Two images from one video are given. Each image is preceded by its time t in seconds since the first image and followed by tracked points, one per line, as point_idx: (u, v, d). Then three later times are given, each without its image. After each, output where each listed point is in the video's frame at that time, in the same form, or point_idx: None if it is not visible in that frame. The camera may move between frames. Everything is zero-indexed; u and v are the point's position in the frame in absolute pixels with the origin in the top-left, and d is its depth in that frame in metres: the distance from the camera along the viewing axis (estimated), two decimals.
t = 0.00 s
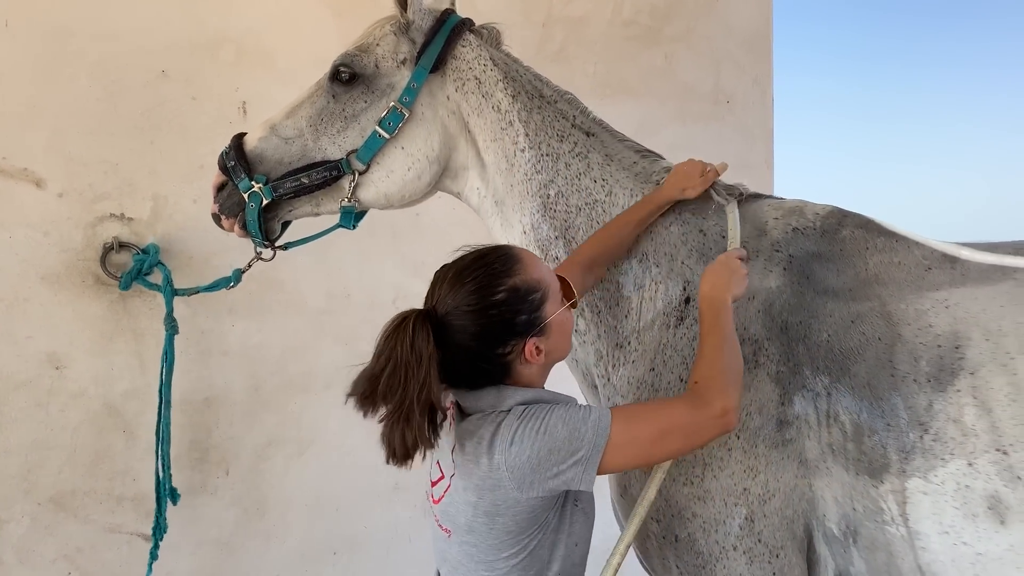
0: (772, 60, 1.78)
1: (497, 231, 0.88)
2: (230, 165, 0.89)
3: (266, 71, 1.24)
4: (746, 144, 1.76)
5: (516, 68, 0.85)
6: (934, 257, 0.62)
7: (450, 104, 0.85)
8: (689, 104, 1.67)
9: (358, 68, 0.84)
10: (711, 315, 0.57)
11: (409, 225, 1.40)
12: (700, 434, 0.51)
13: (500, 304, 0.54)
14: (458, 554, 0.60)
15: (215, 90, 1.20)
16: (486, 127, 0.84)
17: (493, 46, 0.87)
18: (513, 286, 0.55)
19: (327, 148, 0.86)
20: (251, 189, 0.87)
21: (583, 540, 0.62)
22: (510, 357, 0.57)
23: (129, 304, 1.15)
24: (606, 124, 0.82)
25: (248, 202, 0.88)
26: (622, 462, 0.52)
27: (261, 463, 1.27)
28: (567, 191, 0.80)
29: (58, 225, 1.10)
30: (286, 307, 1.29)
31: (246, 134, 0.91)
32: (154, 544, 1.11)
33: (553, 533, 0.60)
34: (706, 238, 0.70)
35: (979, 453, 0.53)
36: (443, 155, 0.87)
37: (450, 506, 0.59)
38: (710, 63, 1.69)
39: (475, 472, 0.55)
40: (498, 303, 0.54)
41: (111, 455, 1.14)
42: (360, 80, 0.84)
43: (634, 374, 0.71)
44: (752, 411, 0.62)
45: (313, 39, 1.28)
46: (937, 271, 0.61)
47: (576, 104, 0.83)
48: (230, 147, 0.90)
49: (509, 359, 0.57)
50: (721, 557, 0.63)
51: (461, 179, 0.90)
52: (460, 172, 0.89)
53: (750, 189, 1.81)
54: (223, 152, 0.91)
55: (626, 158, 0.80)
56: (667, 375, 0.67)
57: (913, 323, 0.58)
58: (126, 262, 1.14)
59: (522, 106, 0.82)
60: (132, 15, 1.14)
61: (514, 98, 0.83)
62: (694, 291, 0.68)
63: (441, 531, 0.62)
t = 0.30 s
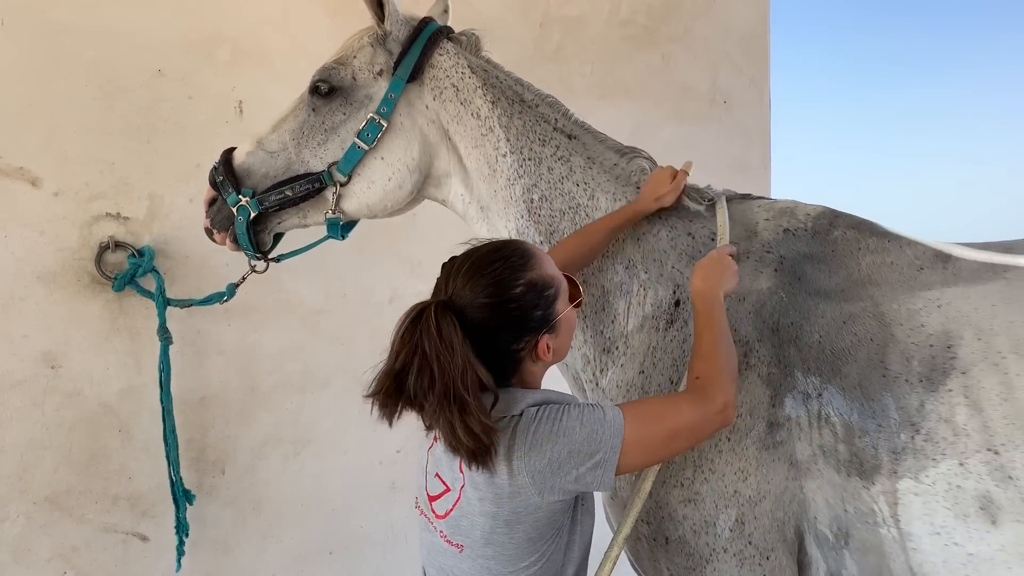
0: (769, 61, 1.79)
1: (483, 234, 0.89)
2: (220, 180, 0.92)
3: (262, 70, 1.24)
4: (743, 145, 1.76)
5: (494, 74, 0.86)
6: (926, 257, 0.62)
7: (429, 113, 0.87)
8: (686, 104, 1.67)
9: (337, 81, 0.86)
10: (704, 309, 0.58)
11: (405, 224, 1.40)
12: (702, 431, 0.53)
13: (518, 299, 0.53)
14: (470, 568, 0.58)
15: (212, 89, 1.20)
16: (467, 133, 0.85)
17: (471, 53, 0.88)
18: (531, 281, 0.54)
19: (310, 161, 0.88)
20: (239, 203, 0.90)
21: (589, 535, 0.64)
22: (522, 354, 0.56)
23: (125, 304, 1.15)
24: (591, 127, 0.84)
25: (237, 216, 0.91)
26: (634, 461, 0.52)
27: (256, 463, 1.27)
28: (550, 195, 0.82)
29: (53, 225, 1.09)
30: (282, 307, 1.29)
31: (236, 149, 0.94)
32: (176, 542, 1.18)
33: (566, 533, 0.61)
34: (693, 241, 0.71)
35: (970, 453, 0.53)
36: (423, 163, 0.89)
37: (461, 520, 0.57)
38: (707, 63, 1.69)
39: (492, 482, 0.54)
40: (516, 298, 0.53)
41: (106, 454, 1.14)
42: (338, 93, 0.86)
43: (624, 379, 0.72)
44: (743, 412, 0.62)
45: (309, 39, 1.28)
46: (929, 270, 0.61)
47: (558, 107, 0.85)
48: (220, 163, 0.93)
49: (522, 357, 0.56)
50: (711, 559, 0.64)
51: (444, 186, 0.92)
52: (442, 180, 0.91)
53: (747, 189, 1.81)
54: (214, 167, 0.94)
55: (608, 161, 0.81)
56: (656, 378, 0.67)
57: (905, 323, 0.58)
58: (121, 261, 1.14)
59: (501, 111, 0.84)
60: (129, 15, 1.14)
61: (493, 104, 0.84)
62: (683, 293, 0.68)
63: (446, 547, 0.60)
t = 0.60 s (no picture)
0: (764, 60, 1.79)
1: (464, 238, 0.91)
2: (215, 212, 0.96)
3: (257, 68, 1.24)
4: (738, 143, 1.76)
5: (465, 81, 0.88)
6: (913, 254, 0.62)
7: (400, 126, 0.88)
8: (682, 103, 1.67)
9: (309, 104, 0.88)
10: (677, 305, 0.61)
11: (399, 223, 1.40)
12: (666, 427, 0.55)
13: (468, 301, 0.54)
14: (430, 544, 0.62)
15: (207, 87, 1.20)
16: (442, 140, 0.86)
17: (441, 64, 0.90)
18: (479, 280, 0.55)
19: (291, 184, 0.91)
20: (232, 231, 0.94)
21: (553, 527, 0.65)
22: (484, 351, 0.57)
23: (120, 301, 1.15)
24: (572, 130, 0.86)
25: (231, 244, 0.95)
26: (588, 452, 0.54)
27: (251, 461, 1.27)
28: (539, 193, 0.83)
29: (48, 222, 1.09)
30: (276, 305, 1.29)
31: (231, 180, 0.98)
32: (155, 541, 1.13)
33: (525, 524, 0.62)
34: (680, 238, 0.71)
35: (963, 450, 0.53)
36: (399, 175, 0.90)
37: (422, 498, 0.61)
38: (703, 62, 1.69)
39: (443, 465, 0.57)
40: (466, 300, 0.54)
41: (101, 452, 1.14)
42: (312, 116, 0.89)
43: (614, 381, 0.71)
44: (732, 413, 0.62)
45: (304, 38, 1.29)
46: (916, 267, 0.61)
47: (535, 112, 0.88)
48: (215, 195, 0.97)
49: (483, 354, 0.57)
50: (701, 562, 0.64)
51: (424, 196, 0.93)
52: (420, 190, 0.93)
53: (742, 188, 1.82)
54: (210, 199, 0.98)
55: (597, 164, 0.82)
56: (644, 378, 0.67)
57: (895, 320, 0.59)
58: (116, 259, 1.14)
59: (476, 116, 0.85)
60: (124, 12, 1.14)
61: (467, 110, 0.85)
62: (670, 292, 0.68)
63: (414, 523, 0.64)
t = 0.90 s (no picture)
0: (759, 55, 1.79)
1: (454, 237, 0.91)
2: (228, 217, 0.99)
3: (251, 63, 1.24)
4: (733, 139, 1.76)
5: (446, 75, 0.87)
6: (901, 249, 0.66)
7: (388, 124, 0.89)
8: (676, 98, 1.67)
9: (301, 108, 0.90)
10: (615, 280, 0.61)
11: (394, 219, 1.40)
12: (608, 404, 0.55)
13: (409, 292, 0.58)
14: (385, 550, 0.63)
15: (201, 82, 1.20)
16: (428, 137, 0.87)
17: (427, 58, 0.89)
18: (421, 272, 0.59)
19: (293, 187, 0.92)
20: (243, 235, 0.96)
21: (504, 516, 0.69)
22: (421, 344, 0.60)
23: (114, 297, 1.15)
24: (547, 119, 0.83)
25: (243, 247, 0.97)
26: (534, 439, 0.55)
27: (246, 456, 1.27)
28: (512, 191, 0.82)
29: (42, 218, 1.09)
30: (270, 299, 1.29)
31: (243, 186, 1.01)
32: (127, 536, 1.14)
33: (478, 517, 0.66)
34: (662, 233, 0.73)
35: (956, 446, 0.54)
36: (390, 173, 0.91)
37: (371, 507, 0.61)
38: (698, 57, 1.69)
39: (392, 469, 0.58)
40: (408, 290, 0.58)
41: (95, 447, 1.14)
42: (305, 119, 0.90)
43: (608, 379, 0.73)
44: (716, 411, 0.64)
45: (298, 32, 1.29)
46: (905, 261, 0.64)
47: (517, 103, 0.85)
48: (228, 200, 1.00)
49: (421, 346, 0.60)
50: (685, 560, 0.67)
51: (415, 192, 0.94)
52: (412, 185, 0.93)
53: (737, 184, 1.82)
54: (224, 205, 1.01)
55: (578, 161, 0.81)
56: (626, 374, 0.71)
57: (885, 315, 0.60)
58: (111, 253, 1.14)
59: (456, 113, 0.85)
60: (117, 7, 1.14)
61: (449, 106, 0.85)
62: (652, 288, 0.71)
63: (365, 531, 0.65)
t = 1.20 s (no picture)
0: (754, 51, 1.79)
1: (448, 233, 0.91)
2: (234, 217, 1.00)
3: (247, 58, 1.24)
4: (728, 134, 1.77)
5: (441, 73, 0.87)
6: (893, 244, 0.69)
7: (384, 122, 0.89)
8: (671, 94, 1.67)
9: (300, 108, 0.91)
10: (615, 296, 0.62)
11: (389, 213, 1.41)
12: (563, 420, 0.55)
13: (368, 290, 0.60)
14: (336, 534, 0.68)
15: (196, 76, 1.20)
16: (422, 133, 0.87)
17: (423, 57, 0.90)
18: (381, 271, 0.61)
19: (296, 186, 0.93)
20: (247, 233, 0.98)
21: (459, 531, 0.69)
22: (386, 341, 0.63)
23: (110, 290, 1.15)
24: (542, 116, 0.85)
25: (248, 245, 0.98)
26: (480, 449, 0.56)
27: (242, 450, 1.27)
28: (504, 185, 0.83)
29: (37, 212, 1.09)
30: (266, 294, 1.30)
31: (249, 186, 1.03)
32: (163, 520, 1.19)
33: (424, 525, 0.67)
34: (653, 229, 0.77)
35: (954, 449, 0.58)
36: (387, 171, 0.91)
37: (328, 488, 0.68)
38: (693, 53, 1.69)
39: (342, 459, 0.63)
40: (367, 287, 0.60)
41: (91, 441, 1.14)
42: (305, 118, 0.91)
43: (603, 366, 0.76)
44: (707, 406, 0.68)
45: (293, 27, 1.29)
46: (897, 256, 0.68)
47: (512, 99, 0.86)
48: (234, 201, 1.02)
49: (385, 344, 0.63)
50: (675, 560, 0.71)
51: (412, 189, 0.94)
52: (409, 182, 0.93)
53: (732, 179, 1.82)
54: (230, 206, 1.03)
55: (569, 151, 0.82)
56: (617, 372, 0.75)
57: (879, 314, 0.64)
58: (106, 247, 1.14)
59: (450, 109, 0.85)
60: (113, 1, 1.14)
61: (443, 102, 0.85)
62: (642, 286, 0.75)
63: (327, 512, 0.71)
